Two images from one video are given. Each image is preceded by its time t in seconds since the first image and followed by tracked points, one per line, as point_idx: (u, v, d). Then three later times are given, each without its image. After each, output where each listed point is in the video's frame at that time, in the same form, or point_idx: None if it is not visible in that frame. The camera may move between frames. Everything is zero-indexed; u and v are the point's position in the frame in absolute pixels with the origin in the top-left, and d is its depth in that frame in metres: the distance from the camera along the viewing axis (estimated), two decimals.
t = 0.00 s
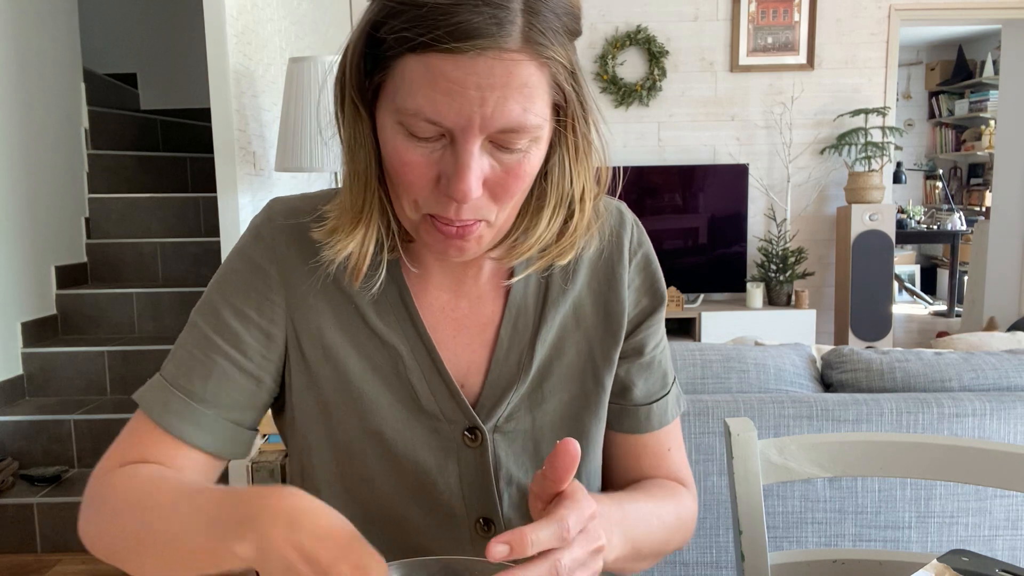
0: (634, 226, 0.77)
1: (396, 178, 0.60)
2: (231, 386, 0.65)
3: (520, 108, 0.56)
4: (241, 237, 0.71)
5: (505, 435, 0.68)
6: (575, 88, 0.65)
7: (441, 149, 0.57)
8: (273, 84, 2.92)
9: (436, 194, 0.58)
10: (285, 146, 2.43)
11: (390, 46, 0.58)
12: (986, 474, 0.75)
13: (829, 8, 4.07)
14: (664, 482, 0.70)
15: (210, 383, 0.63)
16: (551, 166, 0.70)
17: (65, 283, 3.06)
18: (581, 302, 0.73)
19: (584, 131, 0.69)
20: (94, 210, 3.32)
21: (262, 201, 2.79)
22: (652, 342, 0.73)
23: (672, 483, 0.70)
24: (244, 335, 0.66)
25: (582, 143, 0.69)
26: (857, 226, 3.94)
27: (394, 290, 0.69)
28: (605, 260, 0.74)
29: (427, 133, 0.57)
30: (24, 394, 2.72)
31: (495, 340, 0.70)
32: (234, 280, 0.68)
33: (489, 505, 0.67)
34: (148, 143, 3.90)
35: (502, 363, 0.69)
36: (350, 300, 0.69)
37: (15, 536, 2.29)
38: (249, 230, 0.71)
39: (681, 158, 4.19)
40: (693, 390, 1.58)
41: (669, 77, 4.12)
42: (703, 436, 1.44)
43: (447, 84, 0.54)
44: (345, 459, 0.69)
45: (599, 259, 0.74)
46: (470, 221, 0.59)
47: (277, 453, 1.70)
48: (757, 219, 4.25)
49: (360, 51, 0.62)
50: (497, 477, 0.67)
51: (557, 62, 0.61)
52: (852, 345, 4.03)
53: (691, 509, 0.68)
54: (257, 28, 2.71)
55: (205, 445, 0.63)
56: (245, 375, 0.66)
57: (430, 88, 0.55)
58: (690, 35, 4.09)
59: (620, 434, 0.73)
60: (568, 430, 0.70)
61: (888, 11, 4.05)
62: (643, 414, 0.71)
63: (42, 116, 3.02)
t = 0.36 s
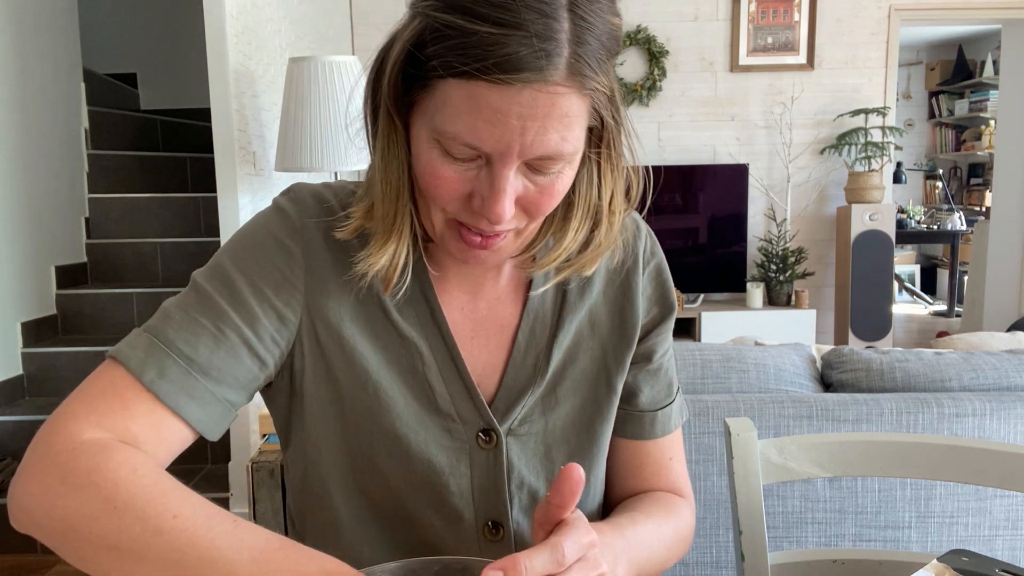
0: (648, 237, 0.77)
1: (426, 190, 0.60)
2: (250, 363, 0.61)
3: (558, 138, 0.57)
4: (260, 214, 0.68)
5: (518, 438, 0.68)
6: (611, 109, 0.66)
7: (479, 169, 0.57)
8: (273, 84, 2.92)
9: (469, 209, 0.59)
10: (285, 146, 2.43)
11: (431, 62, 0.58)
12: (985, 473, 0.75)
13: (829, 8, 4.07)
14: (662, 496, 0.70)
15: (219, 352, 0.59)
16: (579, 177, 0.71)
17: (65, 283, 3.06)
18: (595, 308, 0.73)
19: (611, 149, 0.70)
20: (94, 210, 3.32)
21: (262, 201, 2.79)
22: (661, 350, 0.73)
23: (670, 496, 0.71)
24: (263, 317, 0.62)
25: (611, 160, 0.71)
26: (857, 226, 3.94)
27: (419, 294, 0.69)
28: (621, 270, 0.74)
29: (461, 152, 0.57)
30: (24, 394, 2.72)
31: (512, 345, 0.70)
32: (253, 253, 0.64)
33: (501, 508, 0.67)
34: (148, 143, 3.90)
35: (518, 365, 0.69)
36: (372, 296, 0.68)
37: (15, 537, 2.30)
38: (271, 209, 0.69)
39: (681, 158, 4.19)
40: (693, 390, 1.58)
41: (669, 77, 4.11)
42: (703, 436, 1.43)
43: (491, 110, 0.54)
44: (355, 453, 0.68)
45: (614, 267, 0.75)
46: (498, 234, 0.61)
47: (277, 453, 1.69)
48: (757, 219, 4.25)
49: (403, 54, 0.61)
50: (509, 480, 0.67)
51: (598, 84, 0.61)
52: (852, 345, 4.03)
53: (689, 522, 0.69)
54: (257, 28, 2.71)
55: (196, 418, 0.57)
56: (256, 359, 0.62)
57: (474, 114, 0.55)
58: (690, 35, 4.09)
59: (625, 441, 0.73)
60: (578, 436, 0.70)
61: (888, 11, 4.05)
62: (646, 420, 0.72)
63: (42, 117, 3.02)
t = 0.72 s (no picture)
0: (657, 244, 0.78)
1: (452, 192, 0.60)
2: (234, 356, 0.61)
3: (587, 150, 0.57)
4: (264, 212, 0.68)
5: (522, 437, 0.68)
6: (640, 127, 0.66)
7: (506, 175, 0.57)
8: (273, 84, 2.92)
9: (492, 214, 0.59)
10: (285, 146, 2.43)
11: (471, 64, 0.56)
12: (984, 474, 0.75)
13: (829, 8, 4.07)
14: (666, 502, 0.71)
15: (210, 351, 0.59)
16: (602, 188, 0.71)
17: (65, 283, 3.06)
18: (603, 310, 0.73)
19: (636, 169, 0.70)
20: (94, 209, 3.32)
21: (262, 201, 2.79)
22: (668, 355, 0.73)
23: (673, 502, 0.71)
24: (256, 314, 0.63)
25: (635, 176, 0.71)
26: (857, 226, 3.94)
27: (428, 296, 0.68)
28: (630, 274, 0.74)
29: (490, 157, 0.57)
30: (24, 394, 2.72)
31: (520, 346, 0.70)
32: (252, 248, 0.64)
33: (505, 508, 0.67)
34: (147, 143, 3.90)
35: (525, 365, 0.69)
36: (375, 295, 0.68)
37: (15, 536, 2.30)
38: (275, 207, 0.69)
39: (681, 158, 4.19)
40: (693, 390, 1.58)
41: (670, 77, 4.11)
42: (703, 436, 1.44)
43: (526, 119, 0.54)
44: (358, 449, 0.68)
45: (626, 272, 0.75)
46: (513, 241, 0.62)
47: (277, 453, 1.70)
48: (757, 219, 4.25)
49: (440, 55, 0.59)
50: (514, 480, 0.67)
51: (630, 103, 0.61)
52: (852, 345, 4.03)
53: (692, 528, 0.69)
54: (257, 28, 2.71)
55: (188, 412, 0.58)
56: (247, 353, 0.62)
57: (510, 122, 0.54)
58: (690, 35, 4.09)
59: (630, 445, 0.73)
60: (583, 437, 0.70)
61: (888, 11, 4.05)
62: (651, 425, 0.72)
63: (42, 117, 3.01)
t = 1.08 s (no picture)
0: (656, 244, 0.77)
1: (448, 194, 0.60)
2: (249, 363, 0.60)
3: (581, 152, 0.57)
4: (265, 217, 0.68)
5: (520, 438, 0.68)
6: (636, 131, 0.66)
7: (500, 175, 0.57)
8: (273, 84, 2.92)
9: (487, 214, 0.59)
10: (285, 145, 2.42)
11: (467, 65, 0.57)
12: (984, 474, 0.75)
13: (829, 8, 4.07)
14: (663, 503, 0.71)
15: (224, 360, 0.59)
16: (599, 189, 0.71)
17: (65, 283, 3.06)
18: (602, 311, 0.73)
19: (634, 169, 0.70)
20: (94, 209, 3.32)
21: (262, 201, 2.79)
22: (665, 356, 0.73)
23: (671, 503, 0.71)
24: (266, 320, 0.62)
25: (633, 179, 0.71)
26: (857, 226, 3.94)
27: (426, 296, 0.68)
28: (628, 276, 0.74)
29: (485, 156, 0.57)
30: (24, 394, 2.72)
31: (517, 346, 0.70)
32: (258, 254, 0.64)
33: (502, 508, 0.67)
34: (147, 144, 3.90)
35: (522, 366, 0.69)
36: (378, 295, 0.68)
37: (15, 536, 2.30)
38: (275, 211, 0.68)
39: (681, 158, 4.19)
40: (693, 390, 1.58)
41: (670, 77, 4.11)
42: (703, 436, 1.43)
43: (520, 119, 0.54)
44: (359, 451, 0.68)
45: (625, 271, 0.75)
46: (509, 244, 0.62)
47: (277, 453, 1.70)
48: (757, 219, 4.25)
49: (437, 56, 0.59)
50: (510, 480, 0.67)
51: (624, 106, 0.61)
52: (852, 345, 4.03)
53: (689, 529, 0.69)
54: (257, 28, 2.71)
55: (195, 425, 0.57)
56: (259, 358, 0.62)
57: (503, 121, 0.54)
58: (690, 35, 4.09)
59: (627, 445, 0.74)
60: (581, 438, 0.70)
61: (888, 11, 4.05)
62: (648, 426, 0.72)
63: (42, 116, 3.01)
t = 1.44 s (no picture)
0: (654, 246, 0.78)
1: (449, 187, 0.60)
2: (238, 363, 0.61)
3: (581, 140, 0.56)
4: (260, 217, 0.68)
5: (520, 439, 0.68)
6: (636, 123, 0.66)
7: (501, 166, 0.57)
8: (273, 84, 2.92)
9: (486, 207, 0.59)
10: (286, 145, 2.42)
11: (466, 50, 0.57)
12: (985, 474, 0.75)
13: (829, 8, 4.07)
14: (662, 503, 0.71)
15: (213, 360, 0.59)
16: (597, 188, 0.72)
17: (65, 283, 3.06)
18: (602, 311, 0.73)
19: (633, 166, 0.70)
20: (94, 209, 3.32)
21: (262, 201, 2.79)
22: (664, 355, 0.73)
23: (670, 503, 0.71)
24: (257, 320, 0.62)
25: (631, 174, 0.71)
26: (857, 226, 3.94)
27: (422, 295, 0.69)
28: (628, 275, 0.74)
29: (483, 146, 0.56)
30: (24, 395, 2.72)
31: (515, 347, 0.70)
32: (251, 255, 0.64)
33: (502, 509, 0.67)
34: (147, 144, 3.90)
35: (521, 368, 0.69)
36: (373, 294, 0.68)
37: (15, 536, 2.30)
38: (269, 212, 0.68)
39: (681, 158, 4.19)
40: (693, 390, 1.58)
41: (670, 77, 4.11)
42: (703, 436, 1.44)
43: (519, 106, 0.54)
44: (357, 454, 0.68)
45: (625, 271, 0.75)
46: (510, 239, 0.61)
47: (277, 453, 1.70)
48: (757, 219, 4.25)
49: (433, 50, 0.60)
50: (511, 481, 0.67)
51: (624, 96, 0.61)
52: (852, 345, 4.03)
53: (688, 531, 0.69)
54: (257, 28, 2.71)
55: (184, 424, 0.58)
56: (249, 359, 0.61)
57: (502, 109, 0.54)
58: (690, 35, 4.09)
59: (626, 445, 0.74)
60: (581, 438, 0.70)
61: (888, 11, 4.05)
62: (647, 425, 0.73)
63: (42, 116, 3.02)
